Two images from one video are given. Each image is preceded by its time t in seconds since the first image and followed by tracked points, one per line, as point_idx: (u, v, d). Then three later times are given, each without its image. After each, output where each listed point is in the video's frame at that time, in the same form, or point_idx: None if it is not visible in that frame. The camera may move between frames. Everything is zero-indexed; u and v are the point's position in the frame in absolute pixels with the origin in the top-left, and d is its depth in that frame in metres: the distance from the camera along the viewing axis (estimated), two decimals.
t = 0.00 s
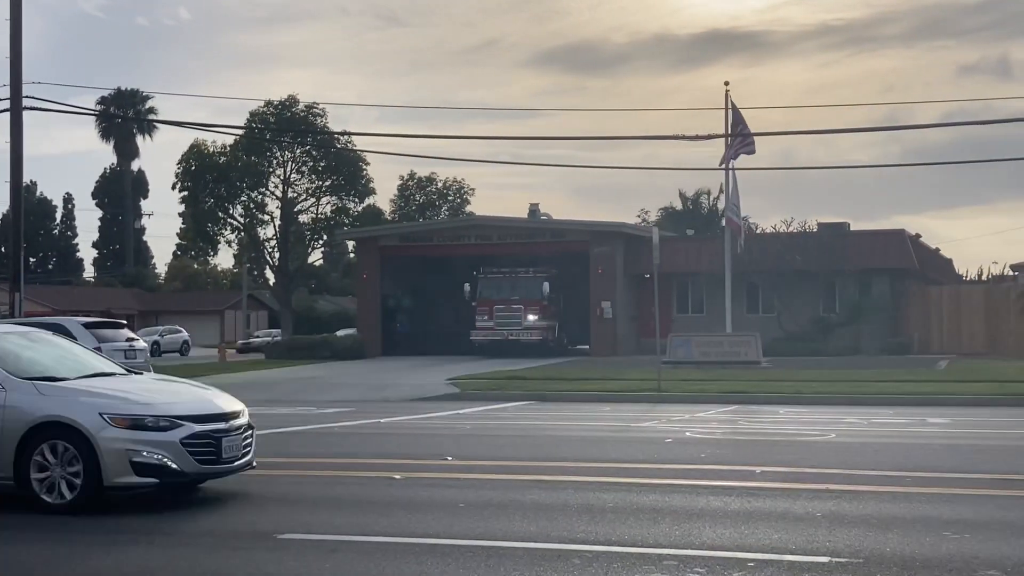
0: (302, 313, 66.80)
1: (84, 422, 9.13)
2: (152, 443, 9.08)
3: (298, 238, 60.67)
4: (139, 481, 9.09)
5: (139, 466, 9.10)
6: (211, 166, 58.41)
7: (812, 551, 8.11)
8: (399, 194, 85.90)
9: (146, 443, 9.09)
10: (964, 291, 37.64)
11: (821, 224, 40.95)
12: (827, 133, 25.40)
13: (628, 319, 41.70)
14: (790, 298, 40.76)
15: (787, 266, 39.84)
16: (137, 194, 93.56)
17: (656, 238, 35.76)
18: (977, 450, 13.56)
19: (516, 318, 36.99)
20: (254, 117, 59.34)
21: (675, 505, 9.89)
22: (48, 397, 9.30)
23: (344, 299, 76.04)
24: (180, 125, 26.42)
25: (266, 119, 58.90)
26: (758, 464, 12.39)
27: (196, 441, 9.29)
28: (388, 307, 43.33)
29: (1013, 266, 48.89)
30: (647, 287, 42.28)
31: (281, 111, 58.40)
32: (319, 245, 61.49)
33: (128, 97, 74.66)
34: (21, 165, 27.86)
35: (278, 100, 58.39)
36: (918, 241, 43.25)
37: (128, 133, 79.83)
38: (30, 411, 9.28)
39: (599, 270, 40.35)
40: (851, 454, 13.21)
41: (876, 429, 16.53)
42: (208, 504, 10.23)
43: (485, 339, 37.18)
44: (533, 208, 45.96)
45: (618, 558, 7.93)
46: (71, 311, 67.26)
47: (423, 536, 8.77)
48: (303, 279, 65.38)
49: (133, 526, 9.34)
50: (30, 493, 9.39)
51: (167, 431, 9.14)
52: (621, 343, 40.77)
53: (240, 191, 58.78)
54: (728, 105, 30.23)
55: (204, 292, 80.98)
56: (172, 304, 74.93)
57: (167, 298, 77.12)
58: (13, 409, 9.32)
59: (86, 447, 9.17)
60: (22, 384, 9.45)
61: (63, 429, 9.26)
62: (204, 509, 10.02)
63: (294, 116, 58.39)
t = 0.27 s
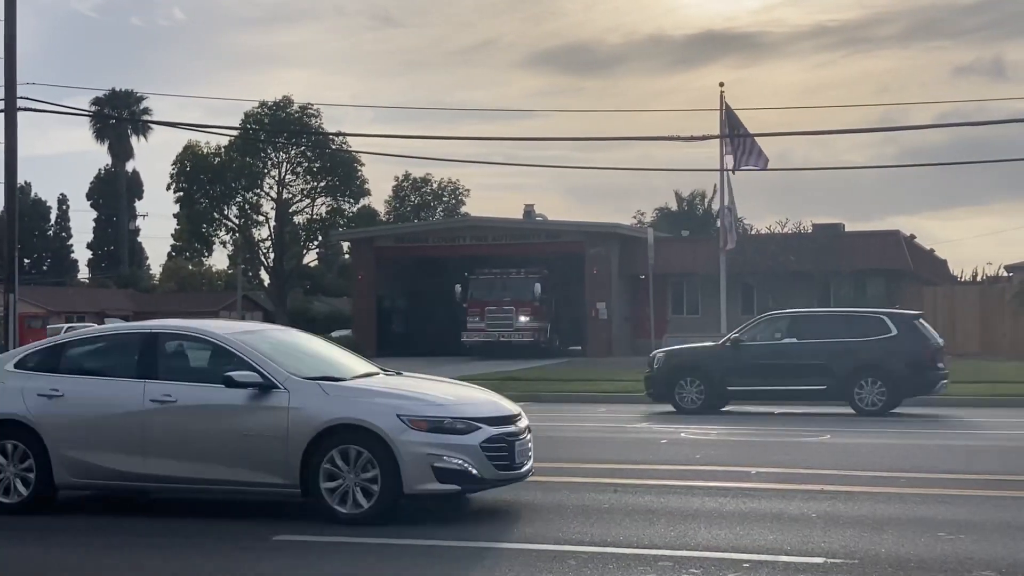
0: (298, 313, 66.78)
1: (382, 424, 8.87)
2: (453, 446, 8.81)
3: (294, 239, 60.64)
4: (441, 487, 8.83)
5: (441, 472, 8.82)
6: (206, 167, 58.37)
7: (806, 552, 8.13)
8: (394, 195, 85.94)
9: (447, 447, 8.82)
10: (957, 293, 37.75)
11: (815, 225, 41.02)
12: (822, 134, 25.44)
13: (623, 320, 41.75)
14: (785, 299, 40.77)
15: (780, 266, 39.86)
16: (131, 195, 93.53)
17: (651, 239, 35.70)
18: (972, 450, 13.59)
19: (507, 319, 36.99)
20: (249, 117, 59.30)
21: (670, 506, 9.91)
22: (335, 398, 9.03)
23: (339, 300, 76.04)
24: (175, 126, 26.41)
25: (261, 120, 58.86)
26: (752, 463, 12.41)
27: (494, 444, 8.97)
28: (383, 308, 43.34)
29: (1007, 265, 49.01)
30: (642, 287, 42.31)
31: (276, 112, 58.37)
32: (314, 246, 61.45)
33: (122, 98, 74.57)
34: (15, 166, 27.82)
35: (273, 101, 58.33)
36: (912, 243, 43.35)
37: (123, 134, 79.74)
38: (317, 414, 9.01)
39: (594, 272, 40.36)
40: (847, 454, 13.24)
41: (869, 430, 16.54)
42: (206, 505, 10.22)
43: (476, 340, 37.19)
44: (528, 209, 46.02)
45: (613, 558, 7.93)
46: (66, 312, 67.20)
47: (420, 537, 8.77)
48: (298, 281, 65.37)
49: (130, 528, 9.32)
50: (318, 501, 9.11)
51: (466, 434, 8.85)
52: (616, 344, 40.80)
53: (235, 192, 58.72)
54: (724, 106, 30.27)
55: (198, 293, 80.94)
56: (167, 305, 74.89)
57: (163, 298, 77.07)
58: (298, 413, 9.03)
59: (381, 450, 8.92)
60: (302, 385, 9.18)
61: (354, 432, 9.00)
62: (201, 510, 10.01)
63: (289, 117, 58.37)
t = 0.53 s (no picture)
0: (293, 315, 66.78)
1: (693, 429, 7.92)
2: (768, 454, 7.83)
3: (289, 241, 60.62)
4: (759, 500, 7.85)
5: (758, 483, 7.84)
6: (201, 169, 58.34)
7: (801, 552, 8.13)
8: (389, 197, 85.94)
9: (762, 455, 7.84)
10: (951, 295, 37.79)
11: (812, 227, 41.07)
12: (816, 136, 25.54)
13: (618, 322, 41.81)
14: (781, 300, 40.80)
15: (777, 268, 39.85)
16: (128, 197, 93.54)
17: (647, 240, 35.63)
18: (966, 452, 13.67)
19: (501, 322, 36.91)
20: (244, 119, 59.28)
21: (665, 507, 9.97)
22: (633, 399, 8.11)
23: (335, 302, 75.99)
24: (170, 127, 26.40)
25: (257, 122, 58.83)
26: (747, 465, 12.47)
27: (808, 453, 8.01)
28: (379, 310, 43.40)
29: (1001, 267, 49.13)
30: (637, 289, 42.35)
31: (272, 114, 58.35)
32: (310, 247, 61.47)
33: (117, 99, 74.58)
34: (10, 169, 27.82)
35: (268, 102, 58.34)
36: (907, 244, 43.44)
37: (118, 135, 79.75)
38: (618, 418, 8.08)
39: (589, 273, 40.40)
40: (842, 455, 13.32)
41: (863, 431, 16.61)
42: (196, 507, 10.25)
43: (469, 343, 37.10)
44: (523, 211, 46.05)
45: (609, 554, 7.92)
46: (62, 314, 67.15)
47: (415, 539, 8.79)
48: (293, 282, 65.33)
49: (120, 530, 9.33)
50: (619, 510, 8.18)
51: (781, 441, 7.88)
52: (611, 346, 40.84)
53: (231, 193, 58.72)
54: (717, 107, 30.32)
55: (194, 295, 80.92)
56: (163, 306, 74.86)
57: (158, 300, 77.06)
58: (462, 413, 8.45)
59: (695, 461, 7.97)
60: (597, 386, 8.24)
61: (666, 437, 8.05)
62: (195, 512, 10.04)
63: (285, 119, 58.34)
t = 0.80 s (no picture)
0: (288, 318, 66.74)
1: None
2: None
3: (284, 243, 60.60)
4: None
5: None
6: (197, 171, 58.31)
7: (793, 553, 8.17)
8: (384, 199, 85.92)
9: None
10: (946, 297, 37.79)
11: (808, 229, 41.06)
12: (811, 138, 25.51)
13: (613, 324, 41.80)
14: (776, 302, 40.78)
15: (772, 270, 39.86)
16: (123, 199, 93.42)
17: (642, 243, 35.59)
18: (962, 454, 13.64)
19: (492, 325, 36.89)
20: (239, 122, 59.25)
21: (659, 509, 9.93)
22: (995, 406, 7.67)
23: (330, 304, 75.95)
24: (165, 129, 26.39)
25: (252, 124, 58.81)
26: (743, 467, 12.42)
27: None
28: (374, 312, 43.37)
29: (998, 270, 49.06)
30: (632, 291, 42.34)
31: (267, 116, 58.31)
32: (306, 249, 61.44)
33: (112, 101, 74.54)
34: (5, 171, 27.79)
35: (264, 104, 58.30)
36: (903, 246, 43.39)
37: (114, 138, 79.70)
38: (979, 427, 7.63)
39: (585, 275, 40.39)
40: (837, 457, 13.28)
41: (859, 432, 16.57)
42: (186, 510, 10.21)
43: (460, 346, 37.11)
44: (519, 213, 46.03)
45: (601, 557, 7.95)
46: (57, 317, 67.10)
47: (407, 541, 8.74)
48: (289, 285, 65.29)
49: (108, 533, 9.32)
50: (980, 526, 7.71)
51: None
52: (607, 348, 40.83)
53: (226, 196, 58.69)
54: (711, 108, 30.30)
55: (189, 297, 80.79)
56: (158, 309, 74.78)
57: (154, 303, 76.99)
58: (794, 418, 8.03)
59: None
60: (950, 390, 7.80)
61: None
62: (184, 515, 10.01)
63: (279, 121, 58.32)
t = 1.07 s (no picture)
0: (285, 320, 66.72)
1: None
2: None
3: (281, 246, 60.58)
4: None
5: None
6: (192, 174, 58.30)
7: (797, 557, 8.16)
8: (381, 201, 85.91)
9: None
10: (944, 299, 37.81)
11: (804, 231, 41.12)
12: (807, 139, 25.58)
13: (611, 327, 41.78)
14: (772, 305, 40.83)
15: (767, 273, 39.85)
16: (119, 201, 93.39)
17: (638, 245, 35.55)
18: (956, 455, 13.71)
19: (485, 327, 36.83)
20: (235, 124, 59.20)
21: (654, 511, 9.98)
22: None
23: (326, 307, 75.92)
24: (161, 132, 26.41)
25: (248, 127, 58.76)
26: (738, 470, 12.47)
27: None
28: (371, 314, 43.37)
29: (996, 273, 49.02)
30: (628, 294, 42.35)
31: (262, 119, 58.26)
32: (302, 252, 61.47)
33: (108, 104, 74.53)
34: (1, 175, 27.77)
35: (259, 107, 58.32)
36: (898, 248, 43.44)
37: (109, 141, 79.67)
38: None
39: (582, 278, 40.40)
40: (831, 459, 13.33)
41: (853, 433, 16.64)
42: (181, 513, 10.24)
43: (452, 349, 36.97)
44: (516, 216, 45.98)
45: (602, 563, 8.01)
46: (53, 320, 67.04)
47: (406, 544, 8.78)
48: (285, 288, 65.24)
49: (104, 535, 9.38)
50: None
51: None
52: (604, 351, 40.82)
53: (222, 199, 58.70)
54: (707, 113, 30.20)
55: (185, 300, 80.71)
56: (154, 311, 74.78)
57: (150, 305, 76.96)
58: None
59: None
60: None
61: None
62: (180, 518, 10.04)
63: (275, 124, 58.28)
